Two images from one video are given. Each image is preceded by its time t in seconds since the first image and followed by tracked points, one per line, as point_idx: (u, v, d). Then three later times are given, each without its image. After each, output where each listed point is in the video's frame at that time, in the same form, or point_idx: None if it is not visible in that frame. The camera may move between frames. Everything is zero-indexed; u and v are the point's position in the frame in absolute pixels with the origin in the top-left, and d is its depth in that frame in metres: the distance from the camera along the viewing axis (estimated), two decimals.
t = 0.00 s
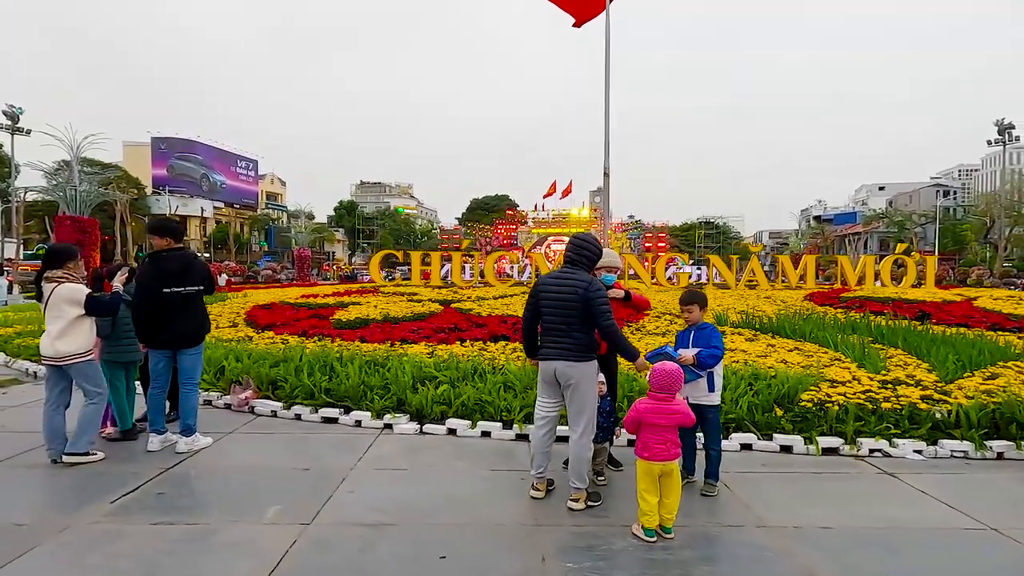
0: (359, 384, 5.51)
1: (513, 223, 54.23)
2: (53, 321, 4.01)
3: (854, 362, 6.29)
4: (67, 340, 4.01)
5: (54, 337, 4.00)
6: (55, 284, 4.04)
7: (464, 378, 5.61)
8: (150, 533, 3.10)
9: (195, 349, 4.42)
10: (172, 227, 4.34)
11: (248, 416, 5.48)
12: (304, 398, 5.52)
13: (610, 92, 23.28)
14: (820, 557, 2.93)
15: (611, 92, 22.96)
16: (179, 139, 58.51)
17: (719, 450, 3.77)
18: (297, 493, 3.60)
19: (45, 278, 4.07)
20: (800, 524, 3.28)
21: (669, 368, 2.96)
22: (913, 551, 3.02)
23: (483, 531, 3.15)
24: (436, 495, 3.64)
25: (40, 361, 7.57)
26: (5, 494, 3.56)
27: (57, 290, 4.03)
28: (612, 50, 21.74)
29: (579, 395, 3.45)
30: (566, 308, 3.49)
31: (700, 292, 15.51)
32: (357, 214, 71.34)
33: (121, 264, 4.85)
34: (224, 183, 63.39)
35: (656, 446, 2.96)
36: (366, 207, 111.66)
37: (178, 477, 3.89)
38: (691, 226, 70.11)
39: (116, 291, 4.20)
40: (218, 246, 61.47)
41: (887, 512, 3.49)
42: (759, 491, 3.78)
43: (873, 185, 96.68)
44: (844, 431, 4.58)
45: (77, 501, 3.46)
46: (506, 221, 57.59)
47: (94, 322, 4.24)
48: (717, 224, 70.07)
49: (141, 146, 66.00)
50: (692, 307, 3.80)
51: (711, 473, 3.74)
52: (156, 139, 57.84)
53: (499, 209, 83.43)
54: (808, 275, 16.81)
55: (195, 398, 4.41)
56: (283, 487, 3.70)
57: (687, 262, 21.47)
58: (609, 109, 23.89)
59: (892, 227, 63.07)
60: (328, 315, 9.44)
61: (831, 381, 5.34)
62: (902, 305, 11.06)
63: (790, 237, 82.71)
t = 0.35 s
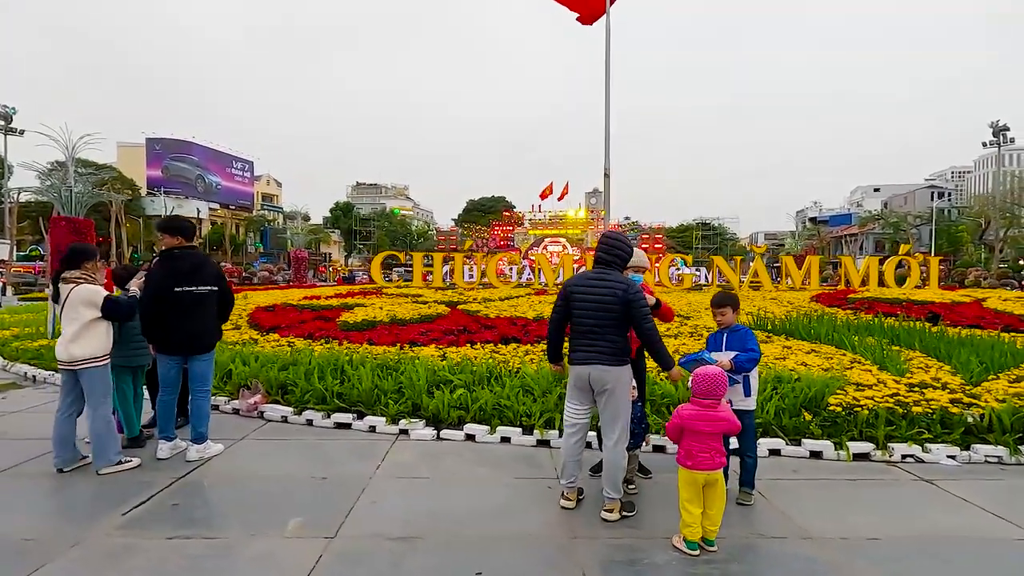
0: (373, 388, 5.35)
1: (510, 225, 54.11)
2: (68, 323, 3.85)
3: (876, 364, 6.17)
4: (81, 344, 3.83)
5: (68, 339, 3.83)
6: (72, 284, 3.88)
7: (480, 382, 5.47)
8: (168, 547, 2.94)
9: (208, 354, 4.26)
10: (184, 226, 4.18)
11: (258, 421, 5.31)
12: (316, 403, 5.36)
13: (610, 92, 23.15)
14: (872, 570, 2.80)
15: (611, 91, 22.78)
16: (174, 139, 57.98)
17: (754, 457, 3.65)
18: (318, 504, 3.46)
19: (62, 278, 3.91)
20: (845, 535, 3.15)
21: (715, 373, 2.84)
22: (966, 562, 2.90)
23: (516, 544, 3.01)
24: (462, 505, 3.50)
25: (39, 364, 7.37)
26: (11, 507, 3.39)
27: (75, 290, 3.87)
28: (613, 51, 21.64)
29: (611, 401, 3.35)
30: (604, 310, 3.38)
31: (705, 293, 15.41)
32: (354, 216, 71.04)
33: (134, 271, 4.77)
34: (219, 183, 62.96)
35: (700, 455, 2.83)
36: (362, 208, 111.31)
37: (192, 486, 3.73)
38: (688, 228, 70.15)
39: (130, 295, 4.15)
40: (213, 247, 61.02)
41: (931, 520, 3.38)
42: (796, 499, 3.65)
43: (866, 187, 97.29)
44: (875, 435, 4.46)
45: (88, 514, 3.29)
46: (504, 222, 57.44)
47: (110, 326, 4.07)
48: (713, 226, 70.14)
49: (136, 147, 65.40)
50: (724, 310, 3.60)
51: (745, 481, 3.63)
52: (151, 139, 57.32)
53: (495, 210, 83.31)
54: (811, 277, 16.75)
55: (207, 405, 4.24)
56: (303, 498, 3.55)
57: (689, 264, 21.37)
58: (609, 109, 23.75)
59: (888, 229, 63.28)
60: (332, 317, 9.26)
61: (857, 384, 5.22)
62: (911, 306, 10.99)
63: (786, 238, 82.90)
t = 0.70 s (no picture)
0: (388, 395, 5.23)
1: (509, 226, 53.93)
2: (101, 330, 3.80)
3: (897, 369, 6.08)
4: (113, 351, 3.79)
5: (100, 347, 3.78)
6: (108, 289, 3.86)
7: (497, 388, 5.36)
8: (189, 565, 2.82)
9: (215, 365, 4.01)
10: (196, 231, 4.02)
11: (269, 428, 5.19)
12: (330, 410, 5.24)
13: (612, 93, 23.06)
14: None
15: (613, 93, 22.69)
16: (170, 141, 57.42)
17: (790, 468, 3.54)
18: (342, 518, 3.34)
19: (96, 284, 3.89)
20: (891, 550, 3.05)
21: (761, 383, 2.72)
22: None
23: (552, 561, 2.90)
24: (491, 519, 3.38)
25: (41, 369, 7.22)
26: (24, 523, 3.27)
27: (111, 296, 3.84)
28: (615, 52, 21.55)
29: (651, 411, 3.25)
30: (645, 319, 3.28)
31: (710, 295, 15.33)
32: (352, 217, 70.78)
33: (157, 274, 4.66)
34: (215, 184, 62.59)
35: (747, 468, 2.71)
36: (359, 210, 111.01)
37: (209, 499, 3.61)
38: (686, 229, 70.12)
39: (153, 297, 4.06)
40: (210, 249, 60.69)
41: (973, 532, 3.28)
42: (835, 512, 3.54)
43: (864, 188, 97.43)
44: (906, 443, 4.36)
45: (104, 530, 3.17)
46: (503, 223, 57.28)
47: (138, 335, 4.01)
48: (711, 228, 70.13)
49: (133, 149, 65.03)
50: (760, 316, 3.46)
51: (781, 492, 3.52)
52: (147, 140, 56.88)
53: (493, 211, 83.15)
54: (816, 279, 16.68)
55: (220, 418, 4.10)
56: (326, 512, 3.43)
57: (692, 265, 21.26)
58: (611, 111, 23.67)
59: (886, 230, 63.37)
60: (339, 321, 9.13)
61: (882, 390, 5.13)
62: (920, 308, 10.92)
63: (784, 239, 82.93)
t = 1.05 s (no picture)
0: (412, 395, 5.17)
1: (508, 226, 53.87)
2: (137, 330, 3.72)
3: (919, 369, 6.03)
4: (151, 352, 3.71)
5: (137, 347, 3.70)
6: (141, 289, 3.82)
7: (521, 390, 5.31)
8: (228, 570, 2.78)
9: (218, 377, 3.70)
10: (197, 230, 3.75)
11: (291, 430, 5.14)
12: (353, 411, 5.18)
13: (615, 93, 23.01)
14: None
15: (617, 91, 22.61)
16: (169, 140, 57.16)
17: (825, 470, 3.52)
18: (378, 521, 3.29)
19: (130, 284, 3.86)
20: (940, 554, 3.01)
21: (815, 385, 2.67)
22: None
23: (596, 566, 2.86)
24: (529, 522, 3.34)
25: (54, 370, 7.15)
26: (57, 529, 3.22)
27: (143, 295, 3.78)
28: (619, 51, 21.51)
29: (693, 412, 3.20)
30: (689, 318, 3.24)
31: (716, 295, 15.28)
32: (352, 217, 70.65)
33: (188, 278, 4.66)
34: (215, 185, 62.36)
35: (799, 470, 2.67)
36: (358, 210, 110.73)
37: (240, 503, 3.56)
38: (685, 229, 70.12)
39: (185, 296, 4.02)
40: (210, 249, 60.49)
41: (1017, 534, 3.24)
42: (876, 514, 3.49)
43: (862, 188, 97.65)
44: (938, 444, 4.32)
45: (138, 536, 3.12)
46: (503, 224, 57.16)
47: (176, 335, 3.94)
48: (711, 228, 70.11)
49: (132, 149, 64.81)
50: (799, 316, 3.42)
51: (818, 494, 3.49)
52: (146, 140, 56.66)
53: (493, 211, 83.11)
54: (823, 279, 16.65)
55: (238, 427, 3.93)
56: (361, 515, 3.38)
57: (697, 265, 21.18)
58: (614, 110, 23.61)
59: (885, 230, 63.50)
60: (351, 321, 9.08)
61: (910, 390, 5.08)
62: (931, 308, 10.89)
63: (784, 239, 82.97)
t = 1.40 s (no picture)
0: (433, 398, 5.12)
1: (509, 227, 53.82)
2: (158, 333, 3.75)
3: (939, 370, 5.99)
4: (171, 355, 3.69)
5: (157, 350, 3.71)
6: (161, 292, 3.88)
7: (542, 392, 5.28)
8: None
9: (230, 384, 3.33)
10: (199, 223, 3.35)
11: (309, 433, 5.09)
12: (372, 415, 5.14)
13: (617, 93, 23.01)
14: None
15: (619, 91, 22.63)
16: (169, 140, 56.98)
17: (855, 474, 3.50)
18: (408, 528, 3.24)
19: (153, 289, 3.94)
20: (983, 560, 2.97)
21: (863, 390, 2.62)
22: None
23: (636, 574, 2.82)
24: (561, 529, 3.29)
25: (65, 373, 7.10)
26: (83, 536, 3.17)
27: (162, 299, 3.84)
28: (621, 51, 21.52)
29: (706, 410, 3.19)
30: (691, 318, 3.23)
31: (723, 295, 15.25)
32: (352, 218, 70.55)
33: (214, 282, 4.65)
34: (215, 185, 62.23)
35: (845, 477, 2.63)
36: (358, 210, 110.62)
37: (266, 508, 3.52)
38: (685, 230, 70.12)
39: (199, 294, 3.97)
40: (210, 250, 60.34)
41: None
42: (913, 519, 3.45)
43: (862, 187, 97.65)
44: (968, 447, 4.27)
45: (166, 544, 3.07)
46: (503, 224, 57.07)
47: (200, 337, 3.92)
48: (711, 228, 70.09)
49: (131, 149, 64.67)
50: (834, 318, 3.38)
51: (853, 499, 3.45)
52: (145, 140, 56.48)
53: (493, 211, 83.04)
54: (829, 279, 16.62)
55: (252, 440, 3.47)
56: (391, 520, 3.33)
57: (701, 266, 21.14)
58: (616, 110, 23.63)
59: (886, 230, 63.48)
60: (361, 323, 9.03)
61: (934, 392, 5.04)
62: (941, 308, 10.86)
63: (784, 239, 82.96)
